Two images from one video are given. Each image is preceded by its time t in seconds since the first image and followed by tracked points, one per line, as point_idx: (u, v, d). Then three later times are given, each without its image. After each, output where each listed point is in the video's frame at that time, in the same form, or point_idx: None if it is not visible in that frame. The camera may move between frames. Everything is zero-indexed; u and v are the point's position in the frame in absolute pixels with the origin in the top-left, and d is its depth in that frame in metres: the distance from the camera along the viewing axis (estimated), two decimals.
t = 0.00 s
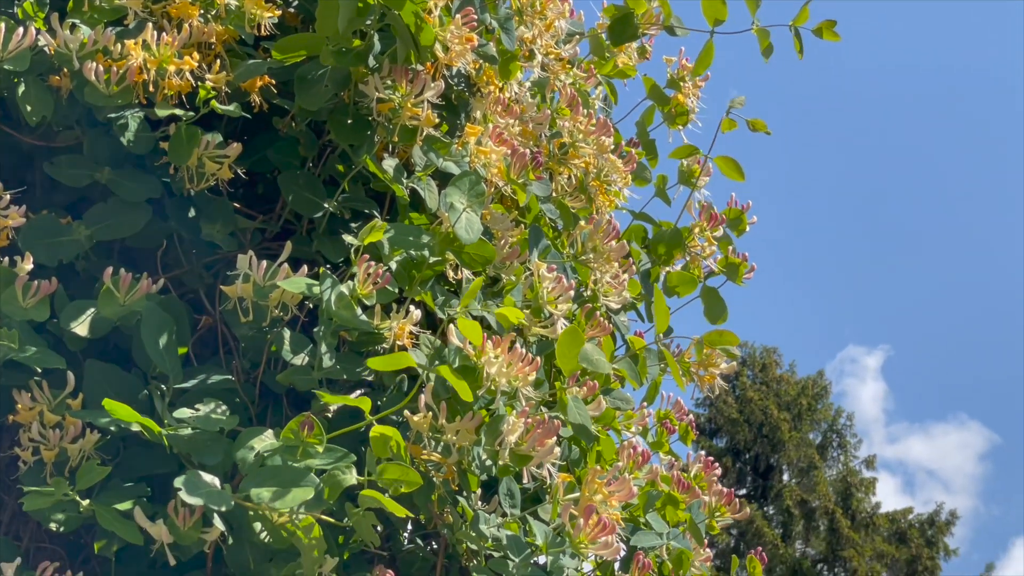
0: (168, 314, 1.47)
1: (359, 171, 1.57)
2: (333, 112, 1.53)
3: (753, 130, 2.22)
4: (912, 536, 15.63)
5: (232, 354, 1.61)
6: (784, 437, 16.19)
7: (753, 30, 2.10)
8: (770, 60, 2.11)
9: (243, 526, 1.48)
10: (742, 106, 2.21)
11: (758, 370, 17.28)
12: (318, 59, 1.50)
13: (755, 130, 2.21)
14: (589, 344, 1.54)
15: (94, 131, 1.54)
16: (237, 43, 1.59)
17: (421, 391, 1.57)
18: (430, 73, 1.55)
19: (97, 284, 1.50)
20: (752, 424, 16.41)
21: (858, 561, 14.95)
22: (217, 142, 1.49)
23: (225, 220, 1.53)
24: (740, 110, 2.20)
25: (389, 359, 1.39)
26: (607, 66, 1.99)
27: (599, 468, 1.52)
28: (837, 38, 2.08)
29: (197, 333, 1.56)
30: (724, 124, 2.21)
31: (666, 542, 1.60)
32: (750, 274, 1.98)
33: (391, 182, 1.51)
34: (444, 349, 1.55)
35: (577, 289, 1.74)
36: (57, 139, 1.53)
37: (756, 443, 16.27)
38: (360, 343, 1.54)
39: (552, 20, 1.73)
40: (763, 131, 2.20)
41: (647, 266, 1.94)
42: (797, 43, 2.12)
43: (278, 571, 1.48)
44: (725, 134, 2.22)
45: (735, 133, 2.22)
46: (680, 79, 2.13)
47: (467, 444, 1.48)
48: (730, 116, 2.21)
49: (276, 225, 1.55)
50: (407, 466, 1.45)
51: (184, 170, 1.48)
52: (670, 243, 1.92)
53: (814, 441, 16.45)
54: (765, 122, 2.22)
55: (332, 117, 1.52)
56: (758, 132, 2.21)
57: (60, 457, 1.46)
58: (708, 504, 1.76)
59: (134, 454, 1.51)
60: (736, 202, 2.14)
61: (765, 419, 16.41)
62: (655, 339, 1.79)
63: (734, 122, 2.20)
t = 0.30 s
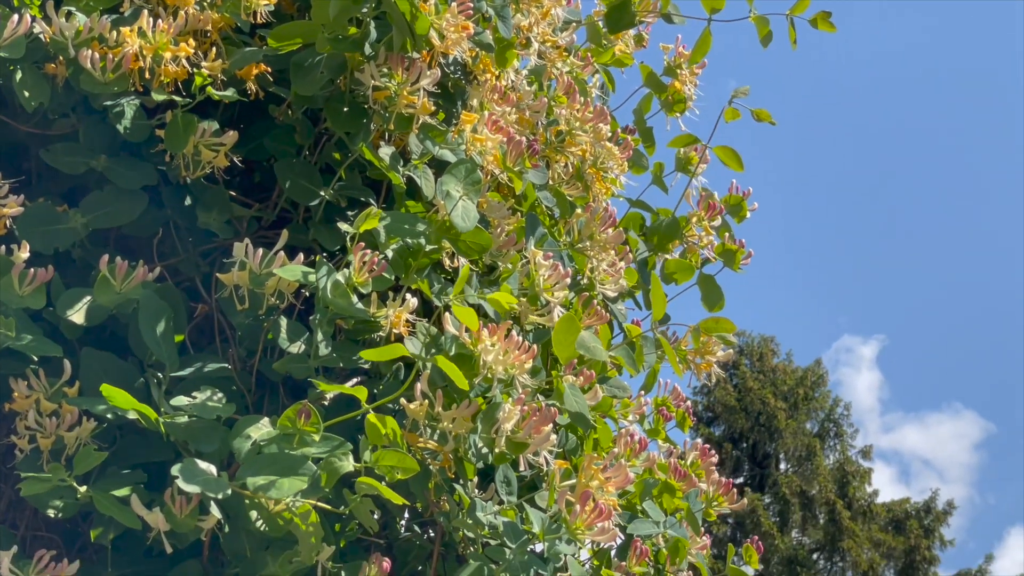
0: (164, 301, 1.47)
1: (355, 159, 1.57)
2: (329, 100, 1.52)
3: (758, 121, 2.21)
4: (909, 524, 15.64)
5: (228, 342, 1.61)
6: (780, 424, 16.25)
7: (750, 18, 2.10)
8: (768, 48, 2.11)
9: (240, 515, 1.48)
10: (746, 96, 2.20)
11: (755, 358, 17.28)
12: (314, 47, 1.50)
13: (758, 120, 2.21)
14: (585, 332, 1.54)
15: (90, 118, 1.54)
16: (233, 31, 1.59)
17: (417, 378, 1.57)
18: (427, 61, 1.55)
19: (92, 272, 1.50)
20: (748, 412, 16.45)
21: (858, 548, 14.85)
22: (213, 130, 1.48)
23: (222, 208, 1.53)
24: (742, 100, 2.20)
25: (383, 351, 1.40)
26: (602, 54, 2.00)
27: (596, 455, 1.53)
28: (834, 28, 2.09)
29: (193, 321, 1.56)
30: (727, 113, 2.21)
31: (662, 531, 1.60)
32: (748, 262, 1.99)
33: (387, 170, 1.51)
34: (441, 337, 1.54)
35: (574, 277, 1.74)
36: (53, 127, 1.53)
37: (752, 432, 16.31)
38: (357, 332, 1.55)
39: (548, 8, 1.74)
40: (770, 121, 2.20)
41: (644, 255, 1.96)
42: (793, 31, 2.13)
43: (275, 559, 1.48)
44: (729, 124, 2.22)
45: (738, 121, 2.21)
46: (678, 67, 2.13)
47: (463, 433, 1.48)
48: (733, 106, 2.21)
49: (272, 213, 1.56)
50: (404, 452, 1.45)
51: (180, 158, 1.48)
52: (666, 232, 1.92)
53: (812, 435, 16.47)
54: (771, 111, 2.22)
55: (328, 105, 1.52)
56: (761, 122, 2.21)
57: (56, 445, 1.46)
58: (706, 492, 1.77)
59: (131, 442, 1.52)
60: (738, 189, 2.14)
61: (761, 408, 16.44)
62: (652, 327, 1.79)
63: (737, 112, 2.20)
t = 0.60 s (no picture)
0: (161, 291, 1.46)
1: (352, 149, 1.57)
2: (325, 90, 1.52)
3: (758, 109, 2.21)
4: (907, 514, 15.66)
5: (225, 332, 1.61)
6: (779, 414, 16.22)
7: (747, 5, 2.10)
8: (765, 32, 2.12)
9: (236, 504, 1.48)
10: (750, 87, 2.20)
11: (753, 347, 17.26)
12: (310, 36, 1.50)
13: (762, 109, 2.21)
14: (582, 320, 1.54)
15: (87, 108, 1.54)
16: (229, 20, 1.59)
17: (414, 368, 1.57)
18: (423, 51, 1.54)
19: (89, 262, 1.50)
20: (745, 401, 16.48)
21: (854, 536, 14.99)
22: (209, 120, 1.48)
23: (218, 198, 1.53)
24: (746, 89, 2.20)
25: (384, 338, 1.40)
26: (598, 42, 2.00)
27: (592, 445, 1.53)
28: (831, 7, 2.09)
29: (190, 311, 1.56)
30: (729, 104, 2.21)
31: (659, 520, 1.60)
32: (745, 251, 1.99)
33: (383, 159, 1.51)
34: (438, 326, 1.54)
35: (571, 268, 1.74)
36: (48, 117, 1.53)
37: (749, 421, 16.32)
38: (353, 322, 1.54)
39: None
40: (772, 111, 2.20)
41: (642, 245, 1.96)
42: (790, 19, 2.13)
43: (272, 549, 1.48)
44: (730, 113, 2.22)
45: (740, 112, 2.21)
46: (675, 56, 2.13)
47: (460, 423, 1.48)
48: (736, 96, 2.21)
49: (269, 203, 1.56)
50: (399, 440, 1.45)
51: (176, 148, 1.48)
52: (661, 222, 1.94)
53: (812, 430, 16.48)
54: (773, 102, 2.22)
55: (325, 94, 1.52)
56: (765, 113, 2.21)
57: (53, 435, 1.47)
58: (703, 483, 1.80)
59: (128, 432, 1.52)
60: (734, 177, 2.15)
61: (760, 399, 16.44)
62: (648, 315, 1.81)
63: (738, 102, 2.20)
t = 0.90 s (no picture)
0: (158, 281, 1.46)
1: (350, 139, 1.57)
2: (323, 80, 1.52)
3: (750, 99, 2.21)
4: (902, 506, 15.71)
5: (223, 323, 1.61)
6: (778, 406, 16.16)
7: None
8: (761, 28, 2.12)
9: (234, 495, 1.48)
10: (739, 75, 2.20)
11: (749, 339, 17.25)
12: (307, 26, 1.49)
13: (752, 100, 2.21)
14: (579, 312, 1.52)
15: (84, 99, 1.53)
16: (226, 10, 1.59)
17: (412, 358, 1.57)
18: (421, 41, 1.54)
19: (86, 253, 1.49)
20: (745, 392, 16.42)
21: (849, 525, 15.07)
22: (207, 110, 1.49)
23: (215, 188, 1.53)
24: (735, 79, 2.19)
25: (380, 328, 1.39)
26: (597, 32, 2.00)
27: (590, 435, 1.53)
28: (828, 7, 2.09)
29: (188, 301, 1.56)
30: (718, 93, 2.21)
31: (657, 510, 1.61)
32: (742, 241, 2.00)
33: (381, 150, 1.50)
34: (435, 317, 1.53)
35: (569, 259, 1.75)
36: (46, 108, 1.53)
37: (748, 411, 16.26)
38: (351, 312, 1.54)
39: None
40: (758, 101, 2.20)
41: (638, 234, 1.97)
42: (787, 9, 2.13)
43: (270, 540, 1.47)
44: (721, 104, 2.22)
45: (731, 101, 2.21)
46: (672, 47, 2.13)
47: (458, 413, 1.48)
48: (726, 86, 2.21)
49: (266, 194, 1.56)
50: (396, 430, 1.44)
51: (173, 137, 1.49)
52: (659, 210, 1.94)
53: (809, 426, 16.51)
54: (763, 91, 2.22)
55: (322, 85, 1.51)
56: (754, 101, 2.21)
57: (51, 426, 1.46)
58: (701, 471, 1.80)
59: (125, 422, 1.51)
60: (731, 169, 2.14)
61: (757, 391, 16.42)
62: (647, 306, 1.81)
63: (730, 91, 2.20)
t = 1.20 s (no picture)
0: (156, 273, 1.45)
1: (348, 131, 1.57)
2: (321, 72, 1.52)
3: (750, 87, 2.21)
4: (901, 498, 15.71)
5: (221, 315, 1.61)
6: (778, 404, 16.16)
7: None
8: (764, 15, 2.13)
9: (233, 487, 1.48)
10: (739, 63, 2.21)
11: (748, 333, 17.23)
12: (306, 18, 1.49)
13: (750, 87, 2.21)
14: (576, 305, 1.52)
15: (82, 91, 1.54)
16: (225, 2, 1.59)
17: (411, 351, 1.57)
18: (420, 33, 1.54)
19: (85, 245, 1.49)
20: (745, 387, 16.37)
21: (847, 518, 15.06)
22: (206, 102, 1.48)
23: (214, 180, 1.53)
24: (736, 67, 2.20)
25: (377, 322, 1.39)
26: (596, 25, 2.00)
27: (588, 430, 1.52)
28: None
29: (186, 294, 1.56)
30: (718, 82, 2.21)
31: (655, 503, 1.62)
32: (740, 234, 1.99)
33: (379, 142, 1.50)
34: (433, 309, 1.53)
35: (567, 251, 1.75)
36: (45, 99, 1.53)
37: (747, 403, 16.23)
38: (349, 305, 1.54)
39: None
40: (762, 89, 2.20)
41: (636, 226, 1.99)
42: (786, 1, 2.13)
43: (269, 533, 1.47)
44: (721, 93, 2.22)
45: (731, 91, 2.21)
46: (671, 39, 2.13)
47: (456, 406, 1.48)
48: (725, 76, 2.21)
49: (264, 186, 1.56)
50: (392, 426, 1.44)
51: (172, 129, 1.48)
52: (658, 202, 1.97)
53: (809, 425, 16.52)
54: (764, 79, 2.22)
55: (320, 77, 1.51)
56: (751, 92, 2.21)
57: (50, 418, 1.46)
58: (697, 463, 1.82)
59: (124, 415, 1.52)
60: (727, 162, 2.13)
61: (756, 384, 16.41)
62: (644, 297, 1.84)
63: (729, 81, 2.21)
